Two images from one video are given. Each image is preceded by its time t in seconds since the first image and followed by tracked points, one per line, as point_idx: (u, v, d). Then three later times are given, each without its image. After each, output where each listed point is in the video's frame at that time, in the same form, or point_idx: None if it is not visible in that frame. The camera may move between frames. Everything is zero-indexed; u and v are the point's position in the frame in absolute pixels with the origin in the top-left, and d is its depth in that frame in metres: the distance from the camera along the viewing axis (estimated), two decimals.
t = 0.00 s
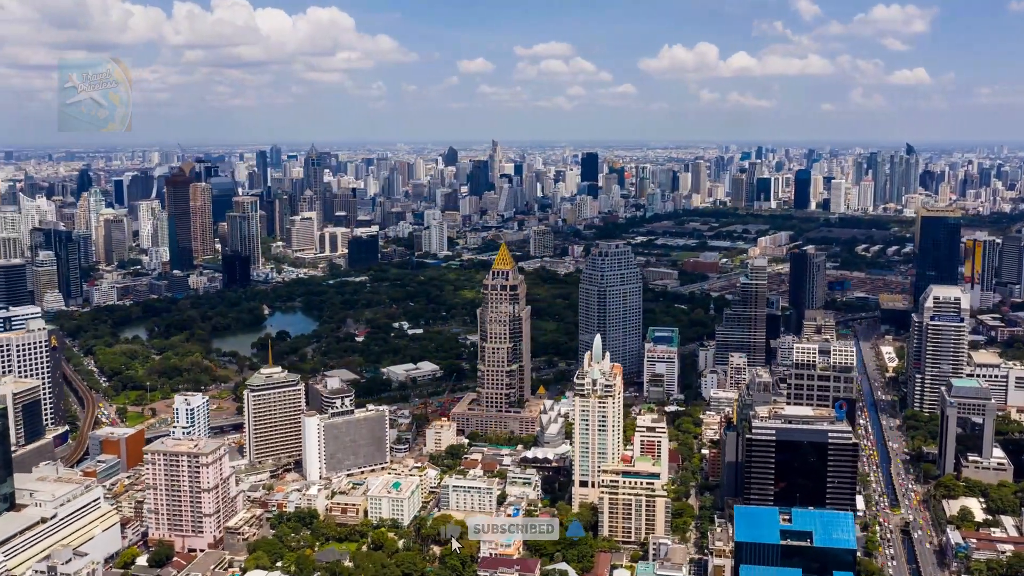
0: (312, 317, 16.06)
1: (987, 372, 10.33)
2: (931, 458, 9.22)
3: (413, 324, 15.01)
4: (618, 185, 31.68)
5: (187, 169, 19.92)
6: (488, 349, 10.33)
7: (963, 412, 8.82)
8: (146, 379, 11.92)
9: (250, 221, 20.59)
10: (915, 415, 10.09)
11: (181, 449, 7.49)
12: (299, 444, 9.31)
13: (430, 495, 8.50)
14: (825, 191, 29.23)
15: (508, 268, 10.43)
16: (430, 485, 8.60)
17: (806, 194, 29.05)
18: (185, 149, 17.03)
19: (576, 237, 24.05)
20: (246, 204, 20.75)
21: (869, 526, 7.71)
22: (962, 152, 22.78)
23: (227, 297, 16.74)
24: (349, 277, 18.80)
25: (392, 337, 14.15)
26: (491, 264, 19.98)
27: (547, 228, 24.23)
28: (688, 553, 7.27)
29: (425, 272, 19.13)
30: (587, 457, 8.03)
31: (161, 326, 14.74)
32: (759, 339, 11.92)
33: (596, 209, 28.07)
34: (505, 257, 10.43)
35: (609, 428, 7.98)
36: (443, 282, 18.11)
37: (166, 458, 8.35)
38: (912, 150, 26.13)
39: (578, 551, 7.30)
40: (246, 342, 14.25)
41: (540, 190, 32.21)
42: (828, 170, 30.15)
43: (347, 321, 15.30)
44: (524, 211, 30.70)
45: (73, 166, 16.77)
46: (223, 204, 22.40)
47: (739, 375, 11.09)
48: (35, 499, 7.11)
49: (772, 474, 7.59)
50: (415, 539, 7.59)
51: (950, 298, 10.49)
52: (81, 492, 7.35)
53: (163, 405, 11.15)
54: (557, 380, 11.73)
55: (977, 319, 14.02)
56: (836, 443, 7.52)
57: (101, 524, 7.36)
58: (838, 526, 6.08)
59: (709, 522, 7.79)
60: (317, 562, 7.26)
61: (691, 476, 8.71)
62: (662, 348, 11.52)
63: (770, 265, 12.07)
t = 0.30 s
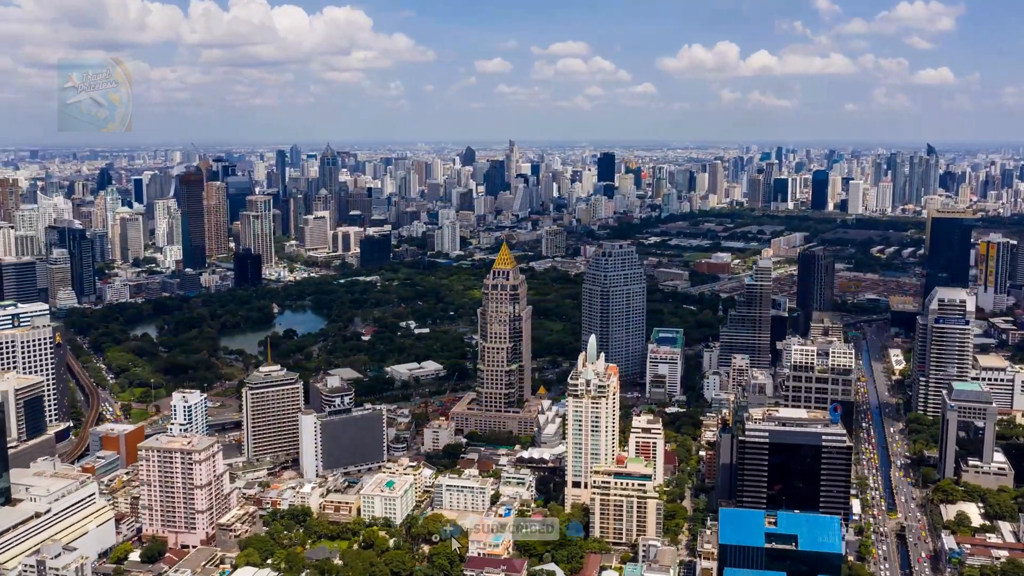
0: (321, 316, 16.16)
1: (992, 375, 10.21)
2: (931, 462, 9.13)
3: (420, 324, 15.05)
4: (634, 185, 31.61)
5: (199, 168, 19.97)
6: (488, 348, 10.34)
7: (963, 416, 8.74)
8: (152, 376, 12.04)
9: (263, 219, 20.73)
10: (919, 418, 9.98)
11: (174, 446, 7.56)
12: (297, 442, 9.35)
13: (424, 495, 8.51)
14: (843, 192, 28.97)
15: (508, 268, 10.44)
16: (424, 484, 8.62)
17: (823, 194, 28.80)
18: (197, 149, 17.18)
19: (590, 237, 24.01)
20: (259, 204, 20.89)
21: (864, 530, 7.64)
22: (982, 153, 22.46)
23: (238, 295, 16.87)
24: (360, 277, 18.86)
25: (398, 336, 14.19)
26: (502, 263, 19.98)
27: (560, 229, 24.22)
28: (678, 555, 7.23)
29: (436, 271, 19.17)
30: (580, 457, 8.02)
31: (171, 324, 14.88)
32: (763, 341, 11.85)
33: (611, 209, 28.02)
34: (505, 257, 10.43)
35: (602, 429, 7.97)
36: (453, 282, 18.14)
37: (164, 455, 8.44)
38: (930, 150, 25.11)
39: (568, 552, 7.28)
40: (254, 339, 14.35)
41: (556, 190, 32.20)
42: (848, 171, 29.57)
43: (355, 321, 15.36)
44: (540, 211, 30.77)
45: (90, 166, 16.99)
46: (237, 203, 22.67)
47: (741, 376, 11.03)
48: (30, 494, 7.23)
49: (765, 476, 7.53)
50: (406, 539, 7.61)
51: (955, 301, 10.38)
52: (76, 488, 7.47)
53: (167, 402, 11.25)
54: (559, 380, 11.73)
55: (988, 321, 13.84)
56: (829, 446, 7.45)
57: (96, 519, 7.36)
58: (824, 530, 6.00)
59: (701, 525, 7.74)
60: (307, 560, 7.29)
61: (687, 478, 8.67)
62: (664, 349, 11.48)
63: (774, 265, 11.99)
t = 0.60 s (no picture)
0: (327, 315, 16.23)
1: (995, 378, 10.13)
2: (932, 465, 9.06)
3: (425, 323, 15.08)
4: (645, 185, 31.57)
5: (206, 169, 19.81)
6: (487, 348, 10.34)
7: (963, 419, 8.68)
8: (158, 373, 12.13)
9: (272, 219, 20.81)
10: (921, 420, 9.90)
11: (170, 444, 7.60)
12: (295, 441, 9.38)
13: (420, 494, 8.52)
14: (855, 192, 28.75)
15: (508, 268, 10.44)
16: (421, 483, 8.63)
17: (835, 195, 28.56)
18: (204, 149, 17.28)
19: (599, 237, 23.98)
20: (268, 203, 20.96)
21: (860, 533, 7.59)
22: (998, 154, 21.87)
23: (245, 294, 16.95)
24: (368, 276, 18.90)
25: (403, 335, 14.22)
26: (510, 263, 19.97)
27: (569, 229, 24.23)
28: (672, 556, 7.20)
29: (443, 271, 19.20)
30: (575, 458, 8.01)
31: (177, 322, 14.96)
32: (767, 342, 11.80)
33: (621, 209, 27.99)
34: (506, 257, 10.42)
35: (597, 430, 7.95)
36: (460, 281, 18.17)
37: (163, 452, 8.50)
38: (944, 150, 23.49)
39: (560, 553, 7.27)
40: (259, 338, 14.43)
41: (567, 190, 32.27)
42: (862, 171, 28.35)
43: (361, 320, 15.41)
44: (550, 211, 30.98)
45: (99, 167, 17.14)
46: (247, 202, 22.89)
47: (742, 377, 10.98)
48: (27, 490, 7.20)
49: (760, 478, 7.49)
50: (400, 538, 7.63)
51: (958, 302, 10.17)
52: (73, 484, 7.45)
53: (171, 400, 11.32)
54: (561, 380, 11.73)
55: (996, 323, 13.69)
56: (825, 448, 7.39)
57: (92, 516, 7.46)
58: (814, 532, 6.00)
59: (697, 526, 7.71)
60: (301, 558, 7.31)
61: (684, 479, 8.63)
62: (666, 350, 11.44)
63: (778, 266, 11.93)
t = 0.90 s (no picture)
0: (337, 314, 16.30)
1: (999, 381, 10.02)
2: (933, 469, 8.96)
3: (433, 322, 15.10)
4: (662, 186, 31.45)
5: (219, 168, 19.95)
6: (487, 347, 10.36)
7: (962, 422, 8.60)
8: (165, 370, 12.23)
9: (285, 217, 20.92)
10: (924, 423, 9.79)
11: (164, 441, 7.68)
12: (293, 438, 9.43)
13: (415, 493, 8.54)
14: (874, 193, 28.48)
15: (508, 267, 10.45)
16: (415, 483, 8.66)
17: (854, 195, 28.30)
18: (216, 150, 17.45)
19: (613, 237, 23.93)
20: (282, 202, 21.08)
21: (855, 536, 7.51)
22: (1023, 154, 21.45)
23: (257, 292, 17.06)
24: (379, 275, 18.95)
25: (409, 334, 14.26)
26: (521, 263, 19.97)
27: (583, 229, 24.19)
28: (661, 558, 7.17)
29: (454, 270, 19.23)
30: (568, 457, 8.01)
31: (187, 319, 15.07)
32: (771, 343, 11.72)
33: (637, 209, 27.91)
34: (506, 256, 10.44)
35: (589, 429, 7.95)
36: (470, 280, 18.19)
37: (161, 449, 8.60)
38: (967, 150, 23.07)
39: (550, 553, 7.25)
40: (267, 336, 14.52)
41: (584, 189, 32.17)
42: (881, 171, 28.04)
43: (369, 318, 15.47)
44: (566, 211, 30.95)
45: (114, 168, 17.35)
46: (262, 201, 23.09)
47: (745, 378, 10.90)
48: (22, 485, 7.36)
49: (752, 480, 7.44)
50: (391, 536, 7.65)
51: (962, 305, 10.29)
52: (69, 479, 7.57)
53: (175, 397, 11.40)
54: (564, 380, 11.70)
55: (1010, 325, 13.48)
56: (818, 451, 7.36)
57: (88, 512, 7.56)
58: (798, 536, 5.99)
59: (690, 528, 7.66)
60: (293, 555, 7.35)
61: (680, 480, 8.57)
62: (670, 350, 11.37)
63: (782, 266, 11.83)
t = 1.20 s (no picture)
0: (345, 312, 16.36)
1: (1003, 384, 9.91)
2: (932, 472, 8.88)
3: (439, 321, 15.12)
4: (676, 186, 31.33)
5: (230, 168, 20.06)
6: (487, 347, 10.36)
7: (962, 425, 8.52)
8: (170, 368, 12.33)
9: (296, 216, 20.99)
10: (926, 426, 9.71)
11: (160, 438, 7.74)
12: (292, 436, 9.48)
13: (411, 492, 8.56)
14: (890, 193, 28.22)
15: (508, 267, 10.44)
16: (411, 481, 8.68)
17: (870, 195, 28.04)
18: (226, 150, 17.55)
19: (623, 237, 23.88)
20: (293, 201, 21.17)
21: (849, 539, 7.46)
22: None
23: (266, 290, 17.16)
24: (388, 274, 19.01)
25: (415, 333, 14.30)
26: (531, 262, 19.95)
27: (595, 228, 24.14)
28: (652, 559, 7.15)
29: (463, 270, 19.25)
30: (562, 458, 8.00)
31: (195, 318, 15.15)
32: (774, 344, 11.66)
33: (649, 209, 27.83)
34: (506, 256, 10.42)
35: (583, 430, 7.94)
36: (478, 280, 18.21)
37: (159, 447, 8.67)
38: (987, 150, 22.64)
39: (541, 554, 7.24)
40: (274, 335, 14.60)
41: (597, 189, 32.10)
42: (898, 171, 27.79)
43: (376, 318, 15.52)
44: (579, 211, 30.95)
45: (126, 168, 17.49)
46: (274, 200, 23.21)
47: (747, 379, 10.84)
48: (20, 480, 7.39)
49: (745, 482, 7.40)
50: (384, 534, 7.68)
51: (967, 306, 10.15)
52: (66, 475, 7.60)
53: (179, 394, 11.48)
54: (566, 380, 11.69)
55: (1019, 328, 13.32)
56: (811, 453, 7.31)
57: (84, 508, 7.59)
58: (783, 539, 6.04)
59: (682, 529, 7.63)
60: (285, 552, 7.39)
61: (676, 481, 8.55)
62: (672, 351, 11.34)
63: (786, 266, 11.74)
